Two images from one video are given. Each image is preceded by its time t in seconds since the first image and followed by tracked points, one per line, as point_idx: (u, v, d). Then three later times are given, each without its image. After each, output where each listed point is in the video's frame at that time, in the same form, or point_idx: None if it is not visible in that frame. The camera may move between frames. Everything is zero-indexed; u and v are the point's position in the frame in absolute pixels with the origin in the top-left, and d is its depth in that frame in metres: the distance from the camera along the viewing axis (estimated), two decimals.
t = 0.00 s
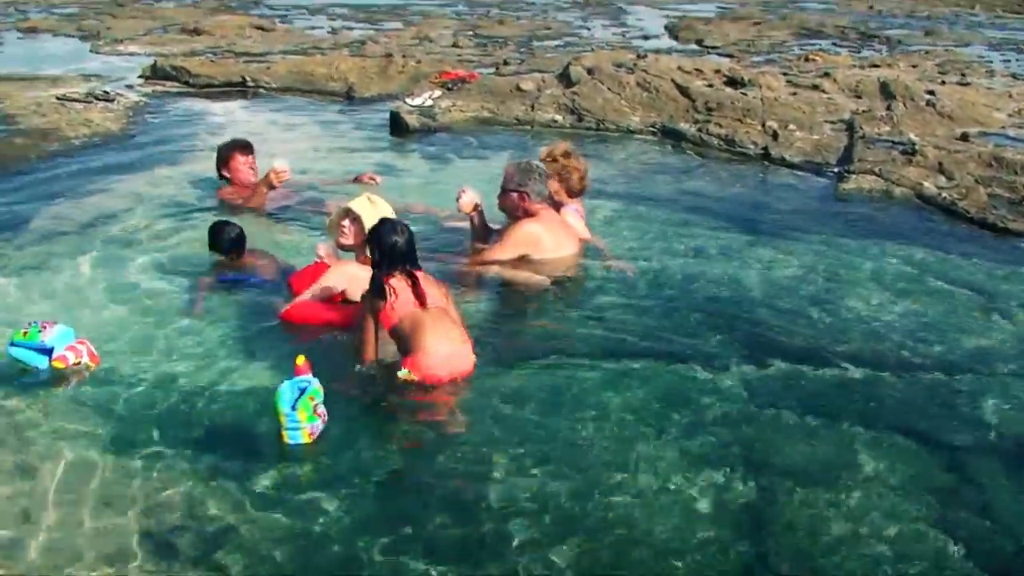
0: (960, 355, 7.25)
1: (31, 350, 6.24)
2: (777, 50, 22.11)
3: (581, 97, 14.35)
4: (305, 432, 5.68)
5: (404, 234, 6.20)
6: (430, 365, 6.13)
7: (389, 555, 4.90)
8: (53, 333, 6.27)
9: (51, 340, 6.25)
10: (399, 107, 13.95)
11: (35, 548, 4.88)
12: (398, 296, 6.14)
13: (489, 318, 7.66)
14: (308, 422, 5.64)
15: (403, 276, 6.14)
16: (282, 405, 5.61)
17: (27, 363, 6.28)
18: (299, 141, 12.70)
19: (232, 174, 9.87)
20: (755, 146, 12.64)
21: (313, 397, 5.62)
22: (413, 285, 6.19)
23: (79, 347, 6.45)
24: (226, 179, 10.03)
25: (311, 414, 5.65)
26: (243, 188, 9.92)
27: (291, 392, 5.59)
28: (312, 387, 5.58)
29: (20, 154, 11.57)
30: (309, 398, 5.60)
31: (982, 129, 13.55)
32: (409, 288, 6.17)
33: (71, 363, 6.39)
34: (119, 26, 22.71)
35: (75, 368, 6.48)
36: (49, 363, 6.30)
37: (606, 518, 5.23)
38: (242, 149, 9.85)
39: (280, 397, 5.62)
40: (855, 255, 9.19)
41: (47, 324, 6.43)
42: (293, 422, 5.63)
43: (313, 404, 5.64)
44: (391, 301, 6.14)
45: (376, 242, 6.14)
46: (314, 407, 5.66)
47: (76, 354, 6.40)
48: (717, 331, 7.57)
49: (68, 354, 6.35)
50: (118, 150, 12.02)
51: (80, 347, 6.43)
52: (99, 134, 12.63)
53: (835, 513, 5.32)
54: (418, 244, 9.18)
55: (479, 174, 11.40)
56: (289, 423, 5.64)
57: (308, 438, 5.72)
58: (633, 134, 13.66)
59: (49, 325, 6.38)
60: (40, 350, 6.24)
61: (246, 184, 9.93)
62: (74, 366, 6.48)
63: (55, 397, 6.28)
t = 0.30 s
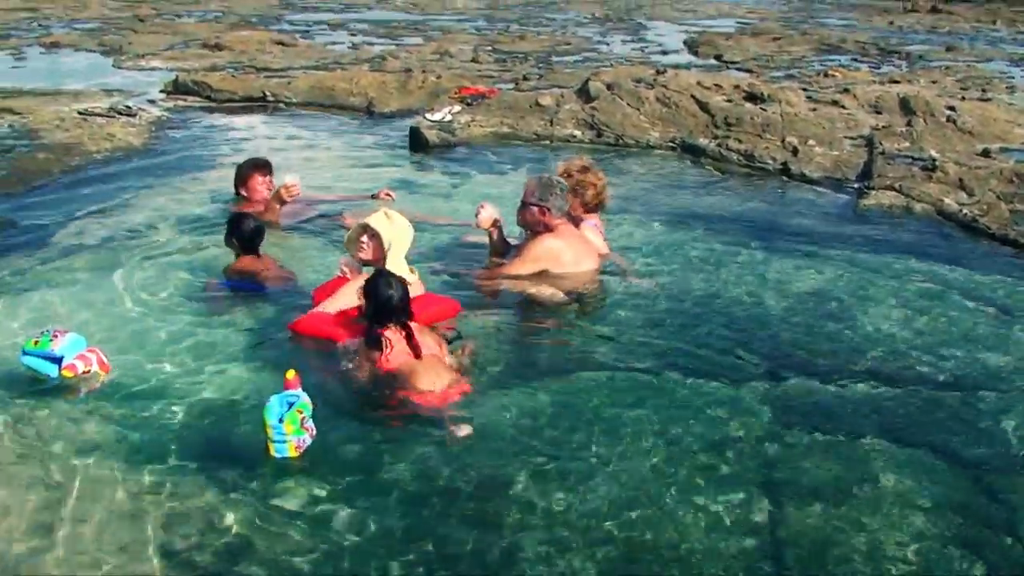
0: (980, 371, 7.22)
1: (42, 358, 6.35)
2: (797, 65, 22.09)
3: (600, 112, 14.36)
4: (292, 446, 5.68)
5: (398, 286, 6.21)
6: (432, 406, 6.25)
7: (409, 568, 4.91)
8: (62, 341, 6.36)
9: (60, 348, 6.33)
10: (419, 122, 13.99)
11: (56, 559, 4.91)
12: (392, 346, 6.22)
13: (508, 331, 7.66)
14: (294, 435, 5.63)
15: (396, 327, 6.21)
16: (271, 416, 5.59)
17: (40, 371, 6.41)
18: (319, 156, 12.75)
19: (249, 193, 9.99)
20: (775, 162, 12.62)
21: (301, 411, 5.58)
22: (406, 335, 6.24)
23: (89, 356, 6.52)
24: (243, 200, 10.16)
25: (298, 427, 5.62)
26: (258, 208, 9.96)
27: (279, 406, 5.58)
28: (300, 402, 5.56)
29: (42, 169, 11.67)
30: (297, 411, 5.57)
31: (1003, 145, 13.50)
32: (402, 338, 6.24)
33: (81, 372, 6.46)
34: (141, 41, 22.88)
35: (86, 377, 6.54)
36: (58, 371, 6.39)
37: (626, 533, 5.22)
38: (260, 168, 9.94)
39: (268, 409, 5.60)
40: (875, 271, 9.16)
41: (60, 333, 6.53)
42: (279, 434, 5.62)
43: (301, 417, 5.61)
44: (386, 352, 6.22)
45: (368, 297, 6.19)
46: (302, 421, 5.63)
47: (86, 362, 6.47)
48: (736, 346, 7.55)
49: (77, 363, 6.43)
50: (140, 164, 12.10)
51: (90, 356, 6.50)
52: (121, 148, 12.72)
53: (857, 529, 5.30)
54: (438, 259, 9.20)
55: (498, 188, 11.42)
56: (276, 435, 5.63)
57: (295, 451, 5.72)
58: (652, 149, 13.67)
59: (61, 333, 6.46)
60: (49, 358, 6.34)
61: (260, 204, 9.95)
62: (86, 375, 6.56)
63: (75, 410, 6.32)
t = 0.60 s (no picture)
0: (995, 384, 7.20)
1: (45, 364, 6.44)
2: (809, 77, 22.08)
3: (613, 124, 14.38)
4: (275, 460, 5.67)
5: (402, 308, 6.09)
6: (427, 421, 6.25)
7: None
8: (65, 348, 6.45)
9: (62, 356, 6.41)
10: (433, 134, 14.04)
11: (69, 568, 4.93)
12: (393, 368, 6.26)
13: (521, 343, 7.68)
14: (277, 450, 5.63)
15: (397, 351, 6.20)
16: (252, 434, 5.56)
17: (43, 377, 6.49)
18: (333, 167, 12.81)
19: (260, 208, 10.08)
20: (788, 174, 12.63)
21: (281, 425, 5.58)
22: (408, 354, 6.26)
23: (92, 364, 6.60)
24: (253, 211, 10.26)
25: (280, 441, 5.62)
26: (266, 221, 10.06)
27: (257, 420, 5.53)
28: (279, 415, 5.52)
29: (58, 180, 11.73)
30: (278, 426, 5.55)
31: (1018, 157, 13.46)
32: (403, 361, 6.27)
33: (82, 379, 6.53)
34: (155, 53, 22.99)
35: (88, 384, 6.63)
36: (59, 378, 6.46)
37: (638, 546, 5.22)
38: (271, 183, 10.00)
39: (248, 424, 5.57)
40: (889, 284, 9.15)
41: (65, 339, 6.61)
42: (262, 449, 5.61)
43: (282, 432, 5.60)
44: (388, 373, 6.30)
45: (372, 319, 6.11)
46: (283, 434, 5.62)
47: (88, 370, 6.55)
48: (750, 358, 7.55)
49: (79, 371, 6.50)
50: (155, 176, 12.17)
51: (92, 365, 6.57)
52: (136, 160, 12.78)
53: (869, 542, 5.29)
54: (451, 270, 9.22)
55: (511, 200, 11.45)
56: (259, 451, 5.62)
57: (278, 465, 5.72)
58: (665, 161, 13.68)
59: (66, 340, 6.55)
60: (52, 365, 6.42)
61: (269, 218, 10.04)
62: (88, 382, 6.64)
63: (91, 421, 6.35)
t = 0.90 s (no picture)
0: (1006, 396, 7.19)
1: (46, 367, 6.52)
2: (819, 88, 22.08)
3: (623, 135, 14.39)
4: (259, 473, 5.64)
5: (404, 318, 6.21)
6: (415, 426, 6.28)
7: None
8: (65, 352, 6.51)
9: (61, 359, 6.47)
10: (443, 144, 14.08)
11: None
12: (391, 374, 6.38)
13: (531, 354, 7.69)
14: (261, 463, 5.60)
15: (397, 360, 6.29)
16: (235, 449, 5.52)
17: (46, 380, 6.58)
18: (343, 178, 12.84)
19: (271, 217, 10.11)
20: (798, 185, 12.63)
21: (264, 438, 5.56)
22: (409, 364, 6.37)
23: (92, 371, 6.62)
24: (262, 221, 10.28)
25: (263, 454, 5.59)
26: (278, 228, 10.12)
27: (238, 436, 5.49)
28: (260, 429, 5.49)
29: (70, 190, 11.79)
30: (260, 439, 5.52)
31: None
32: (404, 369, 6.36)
33: (80, 385, 6.56)
34: (166, 63, 23.09)
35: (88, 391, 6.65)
36: (58, 382, 6.51)
37: (648, 557, 5.22)
38: (281, 193, 10.02)
39: (229, 440, 5.51)
40: (899, 295, 9.15)
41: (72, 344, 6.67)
42: (246, 464, 5.57)
43: (265, 445, 5.58)
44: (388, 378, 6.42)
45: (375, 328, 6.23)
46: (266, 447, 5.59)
47: (86, 377, 6.57)
48: (760, 370, 7.55)
49: (77, 377, 6.53)
50: (166, 186, 12.21)
51: (91, 371, 6.60)
52: (147, 170, 12.83)
53: (880, 554, 5.29)
54: (461, 281, 9.24)
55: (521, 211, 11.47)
56: (242, 464, 5.57)
57: (261, 478, 5.69)
58: (675, 172, 13.70)
59: (70, 345, 6.62)
60: (52, 368, 6.50)
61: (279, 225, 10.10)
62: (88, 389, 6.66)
63: (102, 431, 6.37)
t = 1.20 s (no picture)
0: (1014, 409, 7.17)
1: (43, 375, 6.44)
2: (826, 100, 22.10)
3: (630, 146, 14.40)
4: (241, 485, 5.60)
5: (407, 331, 6.15)
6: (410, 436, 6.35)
7: None
8: (64, 361, 6.42)
9: (60, 368, 6.40)
10: (450, 155, 14.10)
11: None
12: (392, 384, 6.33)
13: (538, 365, 7.68)
14: (243, 475, 5.56)
15: (399, 371, 6.25)
16: (215, 463, 5.46)
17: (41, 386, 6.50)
18: (351, 188, 12.86)
19: (289, 218, 10.15)
20: (805, 197, 12.63)
21: (246, 450, 5.51)
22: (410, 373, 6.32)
23: (87, 380, 6.59)
24: (282, 222, 10.35)
25: (245, 466, 5.56)
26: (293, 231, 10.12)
27: (218, 448, 5.43)
28: (239, 441, 5.42)
29: (79, 199, 11.83)
30: (240, 451, 5.46)
31: None
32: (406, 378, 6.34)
33: (75, 394, 6.53)
34: (174, 73, 23.17)
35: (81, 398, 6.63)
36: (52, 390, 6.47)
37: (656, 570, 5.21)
38: (300, 193, 10.06)
39: (209, 453, 5.45)
40: (907, 307, 9.14)
41: (70, 351, 6.62)
42: (228, 476, 5.52)
43: (246, 456, 5.53)
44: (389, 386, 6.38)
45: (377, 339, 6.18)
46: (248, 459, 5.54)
47: (81, 386, 6.54)
48: (768, 382, 7.54)
49: (73, 386, 6.50)
50: (174, 196, 12.23)
51: (87, 380, 6.57)
52: (156, 180, 12.87)
53: (889, 568, 5.27)
54: (468, 292, 9.24)
55: (528, 222, 11.48)
56: (225, 477, 5.52)
57: (244, 490, 5.65)
58: (682, 184, 13.71)
59: (69, 353, 6.54)
60: (49, 376, 6.41)
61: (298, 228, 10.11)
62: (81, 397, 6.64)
63: (109, 440, 6.39)
